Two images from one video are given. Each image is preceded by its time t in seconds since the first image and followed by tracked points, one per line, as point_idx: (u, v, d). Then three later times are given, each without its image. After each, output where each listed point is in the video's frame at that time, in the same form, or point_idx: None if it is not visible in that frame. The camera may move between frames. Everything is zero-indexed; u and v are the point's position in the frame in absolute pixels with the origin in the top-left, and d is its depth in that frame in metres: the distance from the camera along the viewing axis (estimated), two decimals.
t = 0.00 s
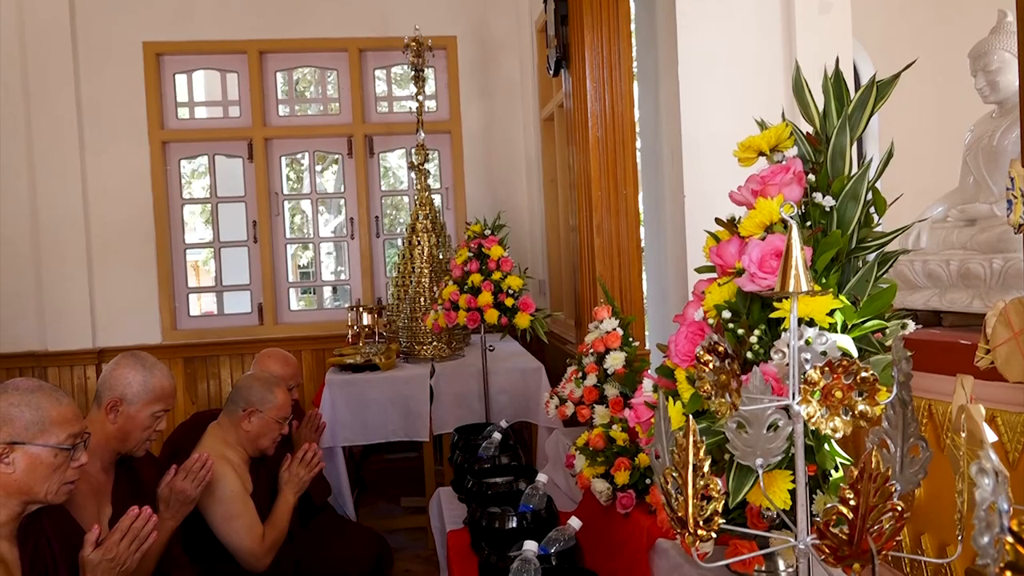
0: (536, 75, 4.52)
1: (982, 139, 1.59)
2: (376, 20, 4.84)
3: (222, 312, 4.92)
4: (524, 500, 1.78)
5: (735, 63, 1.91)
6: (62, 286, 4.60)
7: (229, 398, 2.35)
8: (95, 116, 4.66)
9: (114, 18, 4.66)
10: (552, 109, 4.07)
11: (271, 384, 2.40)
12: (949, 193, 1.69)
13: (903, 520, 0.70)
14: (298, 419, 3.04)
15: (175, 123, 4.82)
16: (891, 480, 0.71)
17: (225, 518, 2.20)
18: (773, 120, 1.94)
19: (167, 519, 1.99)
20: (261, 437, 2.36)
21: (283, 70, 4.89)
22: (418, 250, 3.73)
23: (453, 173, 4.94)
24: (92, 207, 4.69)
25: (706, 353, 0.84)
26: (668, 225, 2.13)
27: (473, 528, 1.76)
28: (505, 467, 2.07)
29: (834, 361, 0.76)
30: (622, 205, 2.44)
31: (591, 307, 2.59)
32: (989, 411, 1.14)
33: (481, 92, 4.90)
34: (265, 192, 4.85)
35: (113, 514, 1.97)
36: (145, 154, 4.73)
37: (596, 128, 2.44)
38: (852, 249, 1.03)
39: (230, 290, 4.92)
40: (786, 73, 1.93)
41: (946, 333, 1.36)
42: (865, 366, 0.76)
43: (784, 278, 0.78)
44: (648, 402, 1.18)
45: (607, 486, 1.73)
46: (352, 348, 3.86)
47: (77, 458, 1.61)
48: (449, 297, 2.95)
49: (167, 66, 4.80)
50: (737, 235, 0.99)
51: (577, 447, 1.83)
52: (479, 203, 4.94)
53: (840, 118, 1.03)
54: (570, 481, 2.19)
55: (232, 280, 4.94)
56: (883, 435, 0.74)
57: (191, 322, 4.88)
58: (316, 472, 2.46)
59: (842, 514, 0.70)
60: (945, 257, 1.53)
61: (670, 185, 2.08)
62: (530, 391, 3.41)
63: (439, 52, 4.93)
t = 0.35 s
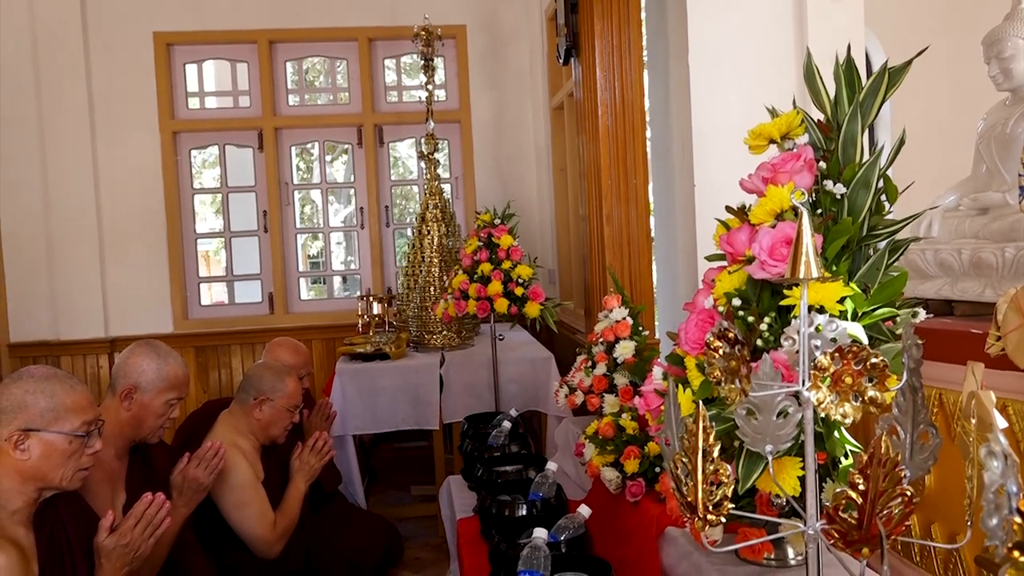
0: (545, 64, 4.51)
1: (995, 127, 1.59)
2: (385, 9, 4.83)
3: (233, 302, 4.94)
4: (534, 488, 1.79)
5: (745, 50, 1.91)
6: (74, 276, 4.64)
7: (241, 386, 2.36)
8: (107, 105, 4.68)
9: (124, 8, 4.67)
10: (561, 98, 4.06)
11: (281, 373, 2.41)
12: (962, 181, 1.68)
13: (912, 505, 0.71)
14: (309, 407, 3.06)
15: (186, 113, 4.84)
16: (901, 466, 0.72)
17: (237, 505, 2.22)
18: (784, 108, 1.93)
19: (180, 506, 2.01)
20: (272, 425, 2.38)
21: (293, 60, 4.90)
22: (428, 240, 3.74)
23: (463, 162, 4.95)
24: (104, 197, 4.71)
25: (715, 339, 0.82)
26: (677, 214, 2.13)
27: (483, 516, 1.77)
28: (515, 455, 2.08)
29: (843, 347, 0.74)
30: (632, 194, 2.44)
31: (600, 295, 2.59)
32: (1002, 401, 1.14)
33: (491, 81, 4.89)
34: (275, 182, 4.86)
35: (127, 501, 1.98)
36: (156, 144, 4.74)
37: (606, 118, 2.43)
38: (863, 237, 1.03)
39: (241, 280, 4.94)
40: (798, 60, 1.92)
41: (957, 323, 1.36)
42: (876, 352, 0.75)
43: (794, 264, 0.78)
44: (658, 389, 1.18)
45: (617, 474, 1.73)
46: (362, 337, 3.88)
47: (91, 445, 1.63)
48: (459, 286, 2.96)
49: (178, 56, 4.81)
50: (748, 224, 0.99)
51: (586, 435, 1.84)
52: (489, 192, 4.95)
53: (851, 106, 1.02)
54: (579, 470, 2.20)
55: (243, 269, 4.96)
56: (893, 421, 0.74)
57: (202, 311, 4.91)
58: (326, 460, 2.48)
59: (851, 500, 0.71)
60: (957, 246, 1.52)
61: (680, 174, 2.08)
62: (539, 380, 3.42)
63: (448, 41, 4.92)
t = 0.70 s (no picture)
0: (553, 54, 4.49)
1: (1006, 116, 1.58)
2: None
3: (241, 292, 4.96)
4: (542, 477, 1.79)
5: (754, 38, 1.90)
6: (84, 266, 4.66)
7: (250, 376, 2.38)
8: (115, 96, 4.69)
9: None
10: (568, 88, 4.05)
11: (291, 362, 2.42)
12: (972, 170, 1.67)
13: (921, 492, 0.71)
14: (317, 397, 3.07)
15: (194, 104, 4.84)
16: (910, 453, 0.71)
17: (246, 493, 2.24)
18: (793, 96, 1.92)
19: (190, 494, 2.03)
20: (281, 414, 2.39)
21: (301, 50, 4.90)
22: (436, 230, 3.74)
23: (471, 152, 4.95)
24: (113, 188, 4.73)
25: (724, 326, 0.84)
26: (685, 203, 2.12)
27: (492, 505, 1.78)
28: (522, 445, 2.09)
29: (852, 334, 0.76)
30: (640, 184, 2.43)
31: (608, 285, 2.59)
32: (1012, 391, 1.14)
33: (498, 71, 4.89)
34: (283, 172, 4.87)
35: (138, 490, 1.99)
36: (164, 134, 4.76)
37: (614, 108, 2.42)
38: (872, 225, 1.03)
39: (249, 270, 4.96)
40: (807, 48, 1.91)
41: (965, 313, 1.36)
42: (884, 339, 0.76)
43: (803, 251, 0.78)
44: (665, 377, 1.19)
45: (624, 464, 1.73)
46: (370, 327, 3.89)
47: (102, 433, 1.64)
48: (467, 276, 2.96)
49: (186, 47, 4.81)
50: (756, 212, 0.98)
51: (594, 425, 1.82)
52: (497, 182, 4.95)
53: (860, 94, 1.01)
54: (586, 459, 2.21)
55: (251, 260, 4.97)
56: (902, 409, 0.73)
57: (211, 301, 4.93)
58: (335, 449, 2.49)
59: (859, 485, 0.72)
60: (966, 236, 1.51)
61: (688, 164, 2.07)
62: (547, 370, 3.42)
63: (456, 31, 4.92)
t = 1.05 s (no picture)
0: (564, 40, 4.47)
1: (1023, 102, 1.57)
2: None
3: (253, 280, 4.97)
4: (554, 463, 1.81)
5: (765, 21, 1.87)
6: (98, 253, 4.69)
7: (263, 361, 2.39)
8: (128, 84, 4.70)
9: None
10: (580, 74, 4.02)
11: (303, 348, 2.44)
12: (988, 156, 1.66)
13: (934, 474, 0.71)
14: (330, 383, 3.09)
15: (206, 91, 4.85)
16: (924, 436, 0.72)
17: (260, 478, 2.26)
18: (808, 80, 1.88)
19: (205, 478, 2.05)
20: (295, 400, 2.41)
21: (312, 37, 4.89)
22: (447, 217, 3.75)
23: (482, 139, 4.94)
24: (126, 175, 4.75)
25: (738, 309, 0.85)
26: (698, 190, 2.12)
27: (503, 490, 1.79)
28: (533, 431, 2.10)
29: (867, 317, 0.75)
30: (652, 170, 2.42)
31: (620, 272, 2.59)
32: None
33: (509, 58, 4.87)
34: (295, 159, 4.88)
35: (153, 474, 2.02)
36: (176, 121, 4.77)
37: (625, 94, 2.41)
38: (886, 210, 1.02)
39: (262, 257, 4.98)
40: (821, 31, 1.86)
41: (981, 299, 1.35)
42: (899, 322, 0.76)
43: (817, 234, 0.78)
44: (678, 361, 1.19)
45: (636, 450, 1.73)
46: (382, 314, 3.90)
47: (118, 418, 1.66)
48: (478, 263, 2.96)
49: (197, 34, 4.82)
50: (769, 196, 0.98)
51: (606, 411, 1.83)
52: (508, 169, 4.95)
53: (876, 76, 1.00)
54: (597, 445, 2.21)
55: (263, 247, 4.99)
56: (917, 392, 0.74)
57: (223, 288, 4.96)
58: (347, 435, 2.50)
59: (873, 468, 0.72)
60: (983, 222, 1.49)
61: (700, 151, 2.07)
62: (558, 357, 3.42)
63: (467, 17, 4.91)
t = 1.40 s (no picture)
0: (576, 29, 4.45)
1: None
2: None
3: (265, 269, 4.99)
4: (563, 452, 1.81)
5: (779, 9, 1.87)
6: (110, 242, 4.72)
7: (275, 349, 2.40)
8: (140, 73, 4.72)
9: None
10: (591, 63, 4.01)
11: (314, 336, 2.44)
12: (1004, 146, 1.62)
13: (948, 463, 0.71)
14: (341, 372, 3.10)
15: (217, 81, 4.86)
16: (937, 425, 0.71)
17: (272, 466, 2.27)
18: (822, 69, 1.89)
19: (217, 466, 2.06)
20: (306, 387, 2.42)
21: (323, 26, 4.89)
22: (458, 206, 3.75)
23: (493, 128, 4.94)
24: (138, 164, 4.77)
25: (750, 297, 0.84)
26: (710, 178, 2.11)
27: (513, 479, 1.78)
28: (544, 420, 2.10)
29: (881, 304, 0.75)
30: (664, 159, 2.41)
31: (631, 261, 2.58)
32: None
33: (520, 47, 4.86)
34: (306, 148, 4.88)
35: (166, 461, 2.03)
36: (188, 111, 4.78)
37: (637, 83, 2.40)
38: (901, 198, 1.02)
39: (273, 246, 4.99)
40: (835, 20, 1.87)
41: (996, 290, 1.34)
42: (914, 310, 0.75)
43: (831, 221, 0.77)
44: (689, 350, 1.19)
45: (646, 440, 1.73)
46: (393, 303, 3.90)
47: (130, 404, 1.67)
48: (489, 252, 2.96)
49: (209, 23, 4.83)
50: (782, 185, 0.97)
51: (616, 401, 1.83)
52: (519, 158, 4.94)
53: (891, 65, 0.99)
54: (607, 435, 2.21)
55: (275, 236, 5.00)
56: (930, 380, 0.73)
57: (235, 277, 4.98)
58: (358, 423, 2.51)
59: (886, 455, 0.71)
60: (996, 213, 1.50)
61: (712, 139, 2.06)
62: (569, 347, 3.42)
63: (478, 6, 4.90)
